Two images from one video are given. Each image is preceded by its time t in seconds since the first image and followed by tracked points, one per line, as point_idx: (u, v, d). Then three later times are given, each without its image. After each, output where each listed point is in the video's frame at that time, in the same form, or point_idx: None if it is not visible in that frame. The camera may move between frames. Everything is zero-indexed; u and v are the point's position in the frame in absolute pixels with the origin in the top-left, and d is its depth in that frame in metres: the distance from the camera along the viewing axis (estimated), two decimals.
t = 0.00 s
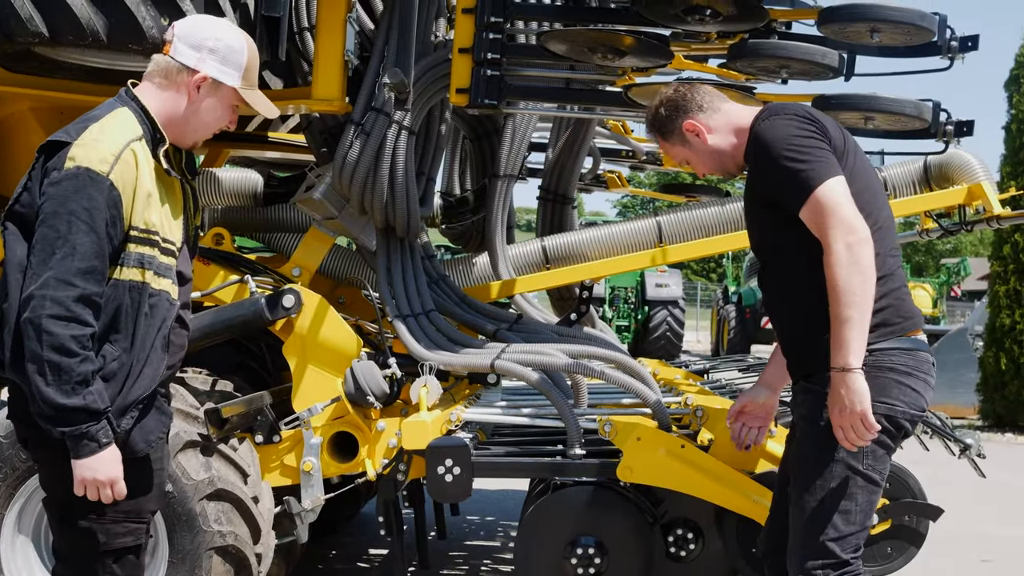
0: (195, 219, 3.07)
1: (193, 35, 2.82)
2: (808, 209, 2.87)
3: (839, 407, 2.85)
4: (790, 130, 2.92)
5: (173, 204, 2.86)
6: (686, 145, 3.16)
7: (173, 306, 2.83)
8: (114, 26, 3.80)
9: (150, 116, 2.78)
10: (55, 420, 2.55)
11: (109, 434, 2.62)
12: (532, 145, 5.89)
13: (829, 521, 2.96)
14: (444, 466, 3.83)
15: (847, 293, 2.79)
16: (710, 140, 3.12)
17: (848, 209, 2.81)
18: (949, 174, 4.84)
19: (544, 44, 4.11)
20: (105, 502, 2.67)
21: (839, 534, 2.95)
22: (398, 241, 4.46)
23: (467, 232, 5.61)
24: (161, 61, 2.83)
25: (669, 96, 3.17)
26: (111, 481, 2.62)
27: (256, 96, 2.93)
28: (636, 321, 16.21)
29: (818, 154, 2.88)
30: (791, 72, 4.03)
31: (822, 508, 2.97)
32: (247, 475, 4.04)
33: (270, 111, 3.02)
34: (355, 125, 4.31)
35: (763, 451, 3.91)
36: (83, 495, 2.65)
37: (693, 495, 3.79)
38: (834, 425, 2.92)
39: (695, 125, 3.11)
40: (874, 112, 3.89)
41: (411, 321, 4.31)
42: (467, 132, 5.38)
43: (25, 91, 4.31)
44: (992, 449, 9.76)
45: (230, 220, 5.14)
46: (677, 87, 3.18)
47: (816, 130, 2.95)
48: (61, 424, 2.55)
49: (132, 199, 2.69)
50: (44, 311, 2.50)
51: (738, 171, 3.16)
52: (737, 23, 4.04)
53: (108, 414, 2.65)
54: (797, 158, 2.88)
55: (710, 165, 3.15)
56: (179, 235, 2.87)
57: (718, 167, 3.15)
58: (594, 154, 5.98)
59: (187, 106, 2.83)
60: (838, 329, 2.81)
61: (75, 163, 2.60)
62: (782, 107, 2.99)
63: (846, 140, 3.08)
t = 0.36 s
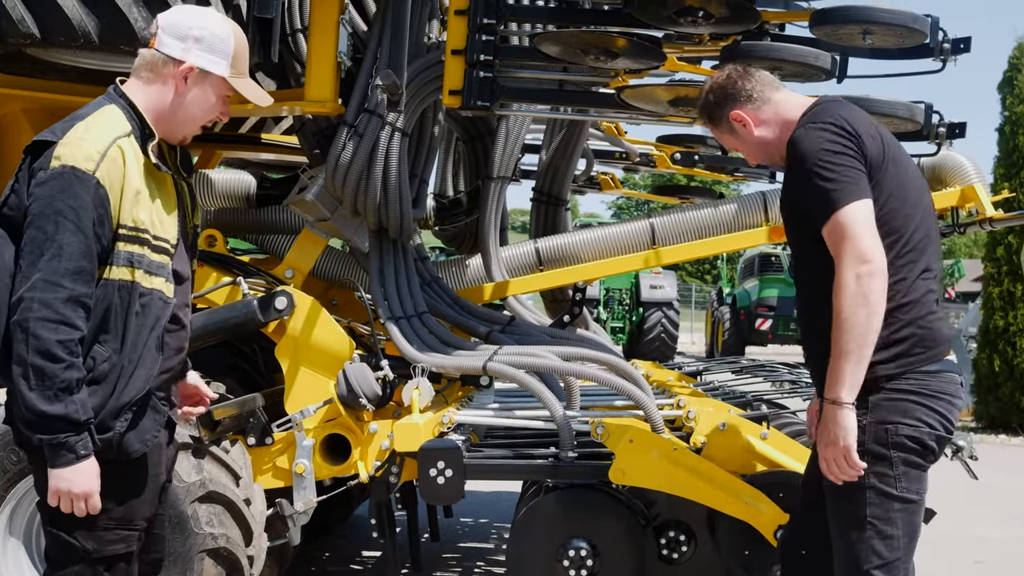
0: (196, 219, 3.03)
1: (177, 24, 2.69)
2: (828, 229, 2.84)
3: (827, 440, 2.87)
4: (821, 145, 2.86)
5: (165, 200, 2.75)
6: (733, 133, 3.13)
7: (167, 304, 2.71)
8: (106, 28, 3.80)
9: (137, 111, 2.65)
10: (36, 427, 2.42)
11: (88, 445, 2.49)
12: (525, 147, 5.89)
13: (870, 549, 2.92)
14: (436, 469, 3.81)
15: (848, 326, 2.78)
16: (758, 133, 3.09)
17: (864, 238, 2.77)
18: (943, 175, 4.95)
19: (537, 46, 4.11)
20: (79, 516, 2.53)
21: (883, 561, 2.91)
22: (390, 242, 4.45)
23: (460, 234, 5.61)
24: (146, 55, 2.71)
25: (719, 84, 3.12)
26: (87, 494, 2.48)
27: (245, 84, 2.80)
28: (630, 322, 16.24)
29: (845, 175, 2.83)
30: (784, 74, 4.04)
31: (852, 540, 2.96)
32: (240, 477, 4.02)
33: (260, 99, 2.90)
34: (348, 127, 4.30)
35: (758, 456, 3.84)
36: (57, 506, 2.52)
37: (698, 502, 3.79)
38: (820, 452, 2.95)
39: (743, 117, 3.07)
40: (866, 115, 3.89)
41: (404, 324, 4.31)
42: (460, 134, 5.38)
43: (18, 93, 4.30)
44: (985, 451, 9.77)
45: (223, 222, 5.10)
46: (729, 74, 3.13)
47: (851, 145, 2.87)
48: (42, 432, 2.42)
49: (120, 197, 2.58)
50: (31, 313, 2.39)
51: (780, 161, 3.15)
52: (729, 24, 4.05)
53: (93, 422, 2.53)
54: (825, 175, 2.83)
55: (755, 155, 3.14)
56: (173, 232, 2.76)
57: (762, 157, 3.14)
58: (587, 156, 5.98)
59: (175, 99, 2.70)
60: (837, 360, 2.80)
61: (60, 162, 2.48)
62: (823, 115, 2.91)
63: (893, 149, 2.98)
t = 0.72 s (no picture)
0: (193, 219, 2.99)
1: (154, 21, 2.64)
2: (861, 240, 2.76)
3: (833, 453, 2.80)
4: (861, 152, 2.77)
5: (149, 194, 2.67)
6: (777, 119, 3.03)
7: (157, 302, 2.62)
8: (96, 29, 3.80)
9: (116, 112, 2.62)
10: (26, 433, 2.36)
11: (79, 453, 2.41)
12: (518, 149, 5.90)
13: (897, 556, 2.83)
14: (427, 471, 3.79)
15: (867, 344, 2.70)
16: (802, 122, 2.99)
17: (896, 254, 2.69)
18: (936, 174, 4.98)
19: (528, 49, 4.11)
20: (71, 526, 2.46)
21: (909, 569, 2.82)
22: (381, 245, 4.45)
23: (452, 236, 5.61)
24: (124, 53, 2.66)
25: (769, 68, 2.99)
26: (77, 504, 2.40)
27: (228, 76, 2.75)
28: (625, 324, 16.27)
29: (882, 187, 2.73)
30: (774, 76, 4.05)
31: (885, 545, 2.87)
32: (229, 480, 3.99)
33: (244, 92, 2.85)
34: (338, 128, 4.30)
35: (747, 457, 3.84)
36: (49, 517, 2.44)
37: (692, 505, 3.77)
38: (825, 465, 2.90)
39: (787, 106, 2.97)
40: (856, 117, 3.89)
41: (395, 326, 4.30)
42: (452, 136, 5.39)
43: (9, 95, 4.30)
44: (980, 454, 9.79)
45: (215, 225, 5.09)
46: (779, 57, 2.99)
47: (893, 154, 2.77)
48: (31, 439, 2.36)
49: (98, 196, 2.52)
50: (16, 319, 2.36)
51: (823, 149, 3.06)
52: (720, 27, 4.08)
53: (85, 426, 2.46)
54: (864, 184, 2.75)
55: (799, 144, 3.04)
56: (162, 228, 2.68)
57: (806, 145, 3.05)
58: (579, 158, 5.99)
59: (154, 96, 2.66)
60: (854, 377, 2.73)
61: (35, 164, 2.44)
62: (869, 118, 2.81)
63: (944, 154, 2.85)
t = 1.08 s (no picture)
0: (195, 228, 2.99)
1: (142, 21, 2.61)
2: (894, 236, 2.67)
3: (879, 456, 2.71)
4: (891, 146, 2.68)
5: (148, 194, 2.66)
6: (808, 97, 2.92)
7: (156, 301, 2.60)
8: (84, 33, 3.80)
9: (114, 116, 2.59)
10: (31, 435, 2.33)
11: (85, 454, 2.38)
12: (508, 153, 5.91)
13: (913, 555, 2.79)
14: (414, 474, 3.79)
15: (903, 341, 2.62)
16: (835, 105, 2.88)
17: (930, 249, 2.60)
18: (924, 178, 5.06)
19: (518, 53, 4.14)
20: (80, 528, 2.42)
21: (926, 568, 2.77)
22: (370, 248, 4.45)
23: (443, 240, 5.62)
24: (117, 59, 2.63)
25: (809, 45, 2.87)
26: (85, 504, 2.37)
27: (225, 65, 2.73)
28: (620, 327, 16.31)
29: (914, 182, 2.64)
30: (761, 80, 4.06)
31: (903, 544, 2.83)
32: (218, 483, 3.99)
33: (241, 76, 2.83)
34: (328, 133, 4.30)
35: (734, 460, 3.84)
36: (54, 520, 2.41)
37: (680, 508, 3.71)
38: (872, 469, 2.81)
39: (823, 87, 2.85)
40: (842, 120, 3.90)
41: (383, 329, 4.31)
42: (443, 140, 5.40)
43: None
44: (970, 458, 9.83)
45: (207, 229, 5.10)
46: (819, 35, 2.87)
47: (925, 148, 2.68)
48: (36, 440, 2.33)
49: (92, 196, 2.48)
50: (16, 321, 2.33)
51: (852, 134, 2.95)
52: (707, 32, 4.09)
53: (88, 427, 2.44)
54: (896, 178, 2.66)
55: (828, 126, 2.93)
56: (161, 227, 2.67)
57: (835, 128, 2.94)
58: (570, 161, 5.99)
59: (153, 94, 2.63)
60: (891, 376, 2.64)
61: (29, 167, 2.40)
62: (899, 111, 2.72)
63: (975, 148, 2.77)
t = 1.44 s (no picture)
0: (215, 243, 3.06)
1: (168, 30, 2.71)
2: (919, 239, 2.70)
3: (914, 462, 2.73)
4: (918, 148, 2.70)
5: (170, 201, 2.75)
6: (839, 83, 2.92)
7: (175, 310, 2.67)
8: (72, 38, 3.80)
9: (140, 122, 2.69)
10: (46, 436, 2.43)
11: (98, 459, 2.48)
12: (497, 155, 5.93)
13: (920, 556, 2.80)
14: (400, 477, 3.81)
15: (931, 344, 2.64)
16: (865, 93, 2.89)
17: (955, 252, 2.63)
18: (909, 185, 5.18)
19: (507, 57, 4.15)
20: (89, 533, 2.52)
21: (932, 568, 2.78)
22: (359, 250, 4.48)
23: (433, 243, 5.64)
24: (143, 68, 2.74)
25: (848, 32, 2.87)
26: (98, 510, 2.47)
27: (245, 71, 2.84)
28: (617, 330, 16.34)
29: (941, 185, 2.67)
30: (747, 83, 4.08)
31: (910, 544, 2.84)
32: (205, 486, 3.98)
33: (259, 81, 2.93)
34: (316, 136, 4.31)
35: (720, 462, 3.84)
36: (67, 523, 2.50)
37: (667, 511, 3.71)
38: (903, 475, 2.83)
39: (855, 73, 2.86)
40: (827, 123, 3.92)
41: (372, 332, 4.32)
42: (432, 143, 5.42)
43: None
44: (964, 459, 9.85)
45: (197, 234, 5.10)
46: (856, 26, 2.87)
47: (950, 150, 2.70)
48: (51, 442, 2.43)
49: (114, 201, 2.58)
50: (35, 322, 2.41)
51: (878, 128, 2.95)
52: (694, 35, 4.11)
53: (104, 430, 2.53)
54: (922, 181, 2.68)
55: (854, 115, 2.93)
56: (182, 236, 2.75)
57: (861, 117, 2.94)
58: (560, 164, 6.01)
59: (178, 100, 2.73)
60: (920, 379, 2.67)
61: (55, 168, 2.49)
62: (925, 113, 2.73)
63: (999, 151, 2.79)
